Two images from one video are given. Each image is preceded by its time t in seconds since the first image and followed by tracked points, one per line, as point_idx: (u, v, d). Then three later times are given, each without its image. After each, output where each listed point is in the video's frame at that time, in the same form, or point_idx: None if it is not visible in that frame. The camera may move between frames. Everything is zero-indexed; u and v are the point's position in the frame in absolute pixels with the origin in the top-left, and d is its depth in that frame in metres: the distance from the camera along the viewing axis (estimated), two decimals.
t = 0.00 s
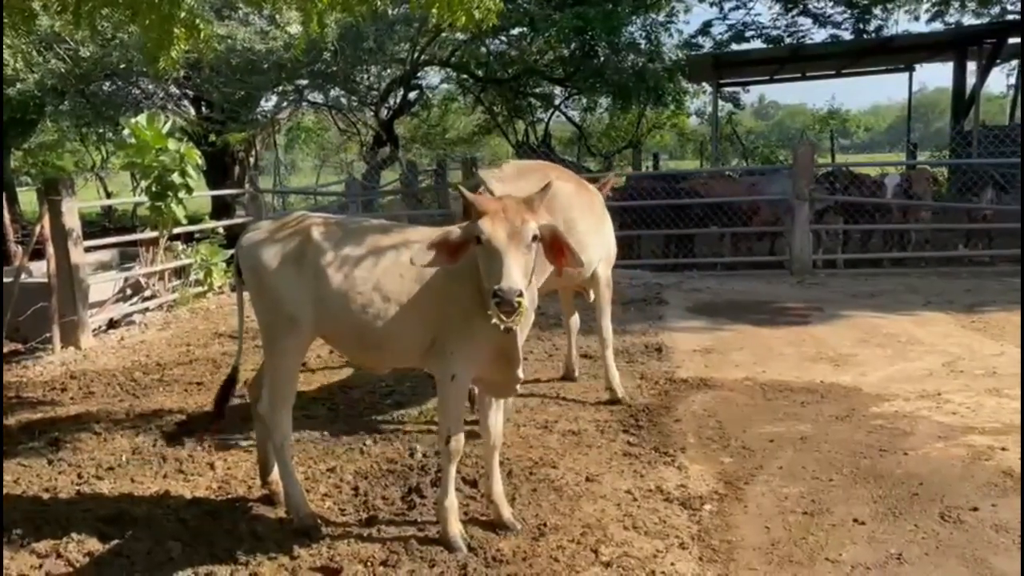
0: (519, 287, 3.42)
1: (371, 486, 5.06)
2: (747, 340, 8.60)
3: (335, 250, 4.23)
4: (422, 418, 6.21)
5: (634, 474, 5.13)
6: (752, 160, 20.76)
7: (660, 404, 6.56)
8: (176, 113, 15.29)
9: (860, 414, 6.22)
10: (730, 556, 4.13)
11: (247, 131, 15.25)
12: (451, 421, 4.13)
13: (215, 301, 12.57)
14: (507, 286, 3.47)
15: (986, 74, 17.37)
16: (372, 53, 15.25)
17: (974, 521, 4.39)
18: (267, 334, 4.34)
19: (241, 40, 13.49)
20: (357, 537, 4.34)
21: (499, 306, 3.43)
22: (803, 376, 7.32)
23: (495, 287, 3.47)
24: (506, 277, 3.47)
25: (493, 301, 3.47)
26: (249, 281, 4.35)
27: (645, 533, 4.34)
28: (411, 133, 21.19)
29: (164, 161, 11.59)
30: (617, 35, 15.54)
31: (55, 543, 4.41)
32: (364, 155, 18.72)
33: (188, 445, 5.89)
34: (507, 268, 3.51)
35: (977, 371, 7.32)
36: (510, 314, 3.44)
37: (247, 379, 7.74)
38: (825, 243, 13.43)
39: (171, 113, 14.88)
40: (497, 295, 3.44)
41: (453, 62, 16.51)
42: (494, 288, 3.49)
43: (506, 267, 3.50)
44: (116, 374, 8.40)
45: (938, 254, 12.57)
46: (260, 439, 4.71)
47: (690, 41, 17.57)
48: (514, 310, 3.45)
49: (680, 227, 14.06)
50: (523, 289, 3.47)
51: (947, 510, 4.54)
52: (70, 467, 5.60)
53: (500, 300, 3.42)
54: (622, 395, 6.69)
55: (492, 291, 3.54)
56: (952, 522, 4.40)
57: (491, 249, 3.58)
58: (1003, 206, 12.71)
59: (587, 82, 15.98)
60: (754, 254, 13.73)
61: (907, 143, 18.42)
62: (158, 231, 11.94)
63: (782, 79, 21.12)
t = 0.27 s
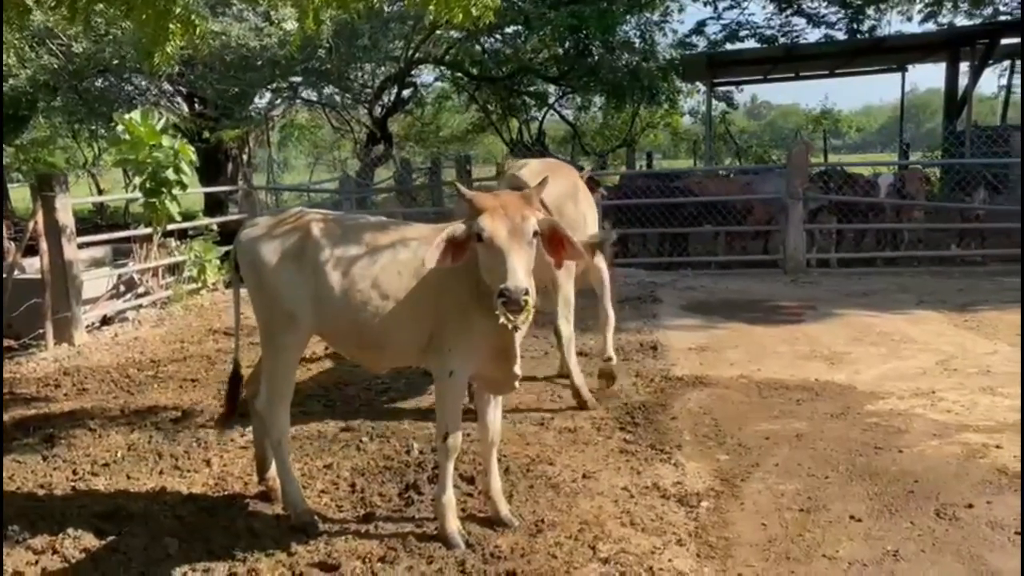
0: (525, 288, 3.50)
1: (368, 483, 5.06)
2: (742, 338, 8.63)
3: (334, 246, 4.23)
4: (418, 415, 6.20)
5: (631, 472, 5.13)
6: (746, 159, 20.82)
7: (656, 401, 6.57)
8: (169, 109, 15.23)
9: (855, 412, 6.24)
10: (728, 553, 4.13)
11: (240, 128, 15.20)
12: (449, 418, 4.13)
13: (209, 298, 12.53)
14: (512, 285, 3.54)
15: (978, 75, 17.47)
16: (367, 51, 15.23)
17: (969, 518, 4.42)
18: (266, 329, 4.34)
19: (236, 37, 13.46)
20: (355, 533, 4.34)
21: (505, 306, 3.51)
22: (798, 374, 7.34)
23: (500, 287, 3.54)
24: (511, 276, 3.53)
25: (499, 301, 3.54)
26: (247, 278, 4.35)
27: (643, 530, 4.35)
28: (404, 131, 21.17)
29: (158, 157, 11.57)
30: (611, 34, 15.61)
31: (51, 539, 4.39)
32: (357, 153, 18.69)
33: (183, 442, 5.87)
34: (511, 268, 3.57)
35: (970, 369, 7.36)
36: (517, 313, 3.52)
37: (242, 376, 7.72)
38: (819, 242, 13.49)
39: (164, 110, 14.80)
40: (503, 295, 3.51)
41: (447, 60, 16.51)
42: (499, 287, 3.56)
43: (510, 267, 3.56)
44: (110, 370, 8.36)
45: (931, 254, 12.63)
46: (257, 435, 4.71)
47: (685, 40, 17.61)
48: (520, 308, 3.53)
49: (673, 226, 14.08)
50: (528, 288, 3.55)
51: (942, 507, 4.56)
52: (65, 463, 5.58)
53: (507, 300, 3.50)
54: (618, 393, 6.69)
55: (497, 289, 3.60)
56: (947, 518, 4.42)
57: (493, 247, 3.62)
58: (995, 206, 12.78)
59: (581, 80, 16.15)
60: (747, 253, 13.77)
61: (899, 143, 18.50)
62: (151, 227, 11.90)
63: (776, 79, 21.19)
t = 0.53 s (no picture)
0: (532, 282, 3.49)
1: (368, 478, 5.04)
2: (737, 334, 8.65)
3: (336, 240, 4.21)
4: (417, 410, 6.19)
5: (631, 467, 5.14)
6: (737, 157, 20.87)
7: (653, 397, 6.58)
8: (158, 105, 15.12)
9: (852, 408, 6.27)
10: (730, 547, 4.14)
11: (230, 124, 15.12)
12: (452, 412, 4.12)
13: (201, 294, 12.47)
14: (519, 279, 3.53)
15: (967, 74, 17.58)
16: (359, 47, 15.17)
17: (969, 512, 4.44)
18: (268, 323, 4.33)
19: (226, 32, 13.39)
20: (357, 528, 4.33)
21: (512, 300, 3.50)
22: (794, 370, 7.37)
23: (507, 281, 3.53)
24: (518, 269, 3.52)
25: (505, 294, 3.53)
26: (249, 272, 4.33)
27: (645, 524, 4.36)
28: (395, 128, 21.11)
29: (149, 152, 11.44)
30: (603, 31, 15.63)
31: (50, 535, 4.35)
32: (348, 150, 18.62)
33: (181, 438, 5.83)
34: (517, 261, 3.56)
35: (965, 365, 7.40)
36: (524, 307, 3.52)
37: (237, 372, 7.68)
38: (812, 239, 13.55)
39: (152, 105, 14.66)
40: (511, 289, 3.51)
41: (438, 56, 16.49)
42: (506, 281, 3.56)
43: (516, 261, 3.56)
44: (103, 366, 8.31)
45: (922, 251, 12.70)
46: (257, 430, 4.69)
47: (676, 37, 17.63)
48: (528, 302, 3.53)
49: (666, 223, 14.10)
50: (535, 282, 3.55)
51: (942, 501, 4.59)
52: (62, 459, 5.54)
53: (514, 294, 3.49)
54: (615, 390, 6.68)
55: (503, 283, 3.59)
56: (947, 512, 4.45)
57: (499, 240, 3.62)
58: (985, 204, 12.87)
59: (572, 77, 15.96)
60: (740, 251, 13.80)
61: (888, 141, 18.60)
62: (143, 223, 11.80)
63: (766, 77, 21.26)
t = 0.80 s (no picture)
0: (549, 274, 3.50)
1: (375, 471, 5.06)
2: (734, 328, 8.71)
3: (347, 233, 4.22)
4: (419, 404, 6.20)
5: (636, 458, 5.18)
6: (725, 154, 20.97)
7: (654, 390, 6.62)
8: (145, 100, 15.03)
9: (851, 400, 6.33)
10: (740, 536, 4.18)
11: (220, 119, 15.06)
12: (464, 403, 4.14)
13: (193, 289, 12.41)
14: (536, 272, 3.53)
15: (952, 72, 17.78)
16: (349, 42, 15.16)
17: (971, 502, 4.52)
18: (279, 316, 4.34)
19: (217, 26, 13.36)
20: (368, 520, 4.34)
21: (530, 292, 3.51)
22: (791, 364, 7.44)
23: (525, 273, 3.54)
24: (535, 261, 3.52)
25: (523, 286, 3.53)
26: (259, 266, 4.34)
27: (655, 515, 4.39)
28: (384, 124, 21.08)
29: (142, 147, 11.48)
30: (592, 27, 15.69)
31: (59, 529, 4.33)
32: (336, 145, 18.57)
33: (184, 431, 5.82)
34: (534, 253, 3.56)
35: (959, 358, 7.50)
36: (541, 299, 3.52)
37: (235, 366, 7.66)
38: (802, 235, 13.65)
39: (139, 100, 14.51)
40: (529, 281, 3.52)
41: (428, 52, 16.49)
42: (523, 273, 3.56)
43: (533, 253, 3.55)
44: (98, 361, 8.26)
45: (912, 246, 12.83)
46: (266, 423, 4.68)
47: (665, 34, 17.71)
48: (545, 294, 3.54)
49: (657, 218, 14.17)
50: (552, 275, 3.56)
51: (945, 491, 4.66)
52: (64, 453, 5.50)
53: (531, 286, 3.50)
54: (616, 383, 6.73)
55: (520, 275, 3.59)
56: (950, 502, 4.52)
57: (515, 232, 3.62)
58: (973, 200, 13.02)
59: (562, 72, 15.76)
60: (730, 246, 13.89)
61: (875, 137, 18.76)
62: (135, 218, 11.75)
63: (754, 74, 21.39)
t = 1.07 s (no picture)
0: (571, 268, 3.56)
1: (384, 465, 5.08)
2: (730, 323, 8.78)
3: (362, 228, 4.24)
4: (424, 398, 6.22)
5: (645, 451, 5.23)
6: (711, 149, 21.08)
7: (656, 383, 6.67)
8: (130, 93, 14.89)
9: (850, 393, 6.42)
10: (752, 527, 4.24)
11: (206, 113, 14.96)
12: (479, 398, 4.17)
13: (184, 284, 12.33)
14: (559, 266, 3.59)
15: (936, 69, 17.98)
16: (338, 35, 15.11)
17: (975, 492, 4.60)
18: (293, 311, 4.35)
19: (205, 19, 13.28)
20: (383, 514, 4.36)
21: (552, 286, 3.56)
22: (789, 357, 7.52)
23: (547, 267, 3.59)
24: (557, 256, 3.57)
25: (546, 281, 3.58)
26: (274, 259, 4.34)
27: (667, 507, 4.44)
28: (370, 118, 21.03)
29: (132, 141, 11.36)
30: (580, 22, 15.74)
31: (72, 524, 4.32)
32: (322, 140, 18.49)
33: (189, 426, 5.81)
34: (556, 248, 3.62)
35: (953, 352, 7.61)
36: (563, 293, 3.58)
37: (234, 362, 7.63)
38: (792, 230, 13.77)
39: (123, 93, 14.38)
40: (551, 276, 3.57)
41: (415, 46, 16.47)
42: (545, 268, 3.61)
43: (555, 247, 3.61)
44: (94, 358, 8.20)
45: (900, 241, 12.98)
46: (278, 417, 4.70)
47: (653, 30, 17.78)
48: (567, 288, 3.60)
49: (647, 213, 14.23)
50: (574, 269, 3.61)
51: (949, 481, 4.75)
52: (70, 449, 5.48)
53: (554, 281, 3.55)
54: (617, 377, 6.78)
55: (542, 269, 3.65)
56: (955, 492, 4.60)
57: (537, 227, 3.67)
58: (959, 196, 13.19)
59: (552, 67, 15.98)
60: (720, 242, 13.98)
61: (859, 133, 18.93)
62: (126, 213, 11.66)
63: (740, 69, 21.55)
